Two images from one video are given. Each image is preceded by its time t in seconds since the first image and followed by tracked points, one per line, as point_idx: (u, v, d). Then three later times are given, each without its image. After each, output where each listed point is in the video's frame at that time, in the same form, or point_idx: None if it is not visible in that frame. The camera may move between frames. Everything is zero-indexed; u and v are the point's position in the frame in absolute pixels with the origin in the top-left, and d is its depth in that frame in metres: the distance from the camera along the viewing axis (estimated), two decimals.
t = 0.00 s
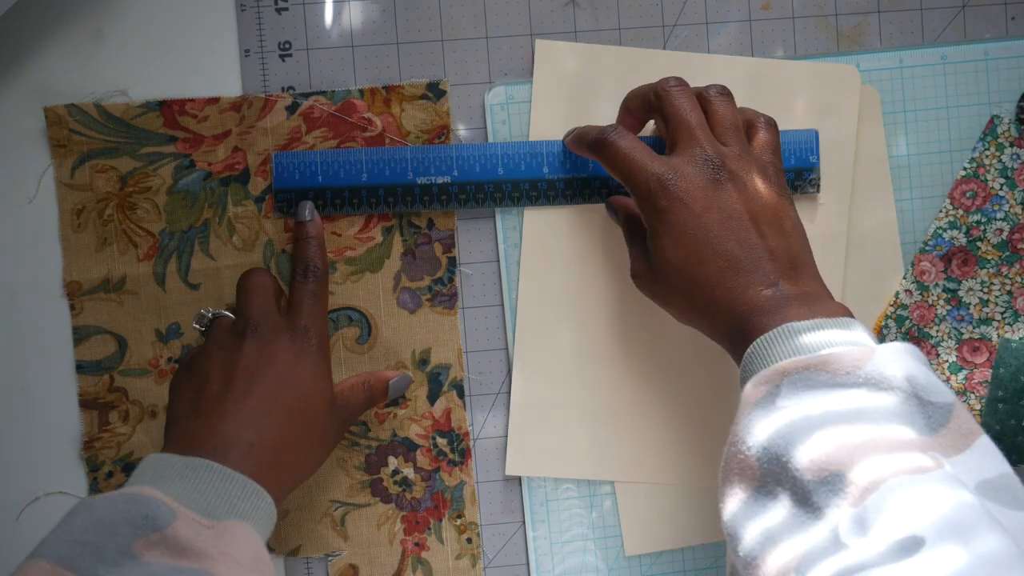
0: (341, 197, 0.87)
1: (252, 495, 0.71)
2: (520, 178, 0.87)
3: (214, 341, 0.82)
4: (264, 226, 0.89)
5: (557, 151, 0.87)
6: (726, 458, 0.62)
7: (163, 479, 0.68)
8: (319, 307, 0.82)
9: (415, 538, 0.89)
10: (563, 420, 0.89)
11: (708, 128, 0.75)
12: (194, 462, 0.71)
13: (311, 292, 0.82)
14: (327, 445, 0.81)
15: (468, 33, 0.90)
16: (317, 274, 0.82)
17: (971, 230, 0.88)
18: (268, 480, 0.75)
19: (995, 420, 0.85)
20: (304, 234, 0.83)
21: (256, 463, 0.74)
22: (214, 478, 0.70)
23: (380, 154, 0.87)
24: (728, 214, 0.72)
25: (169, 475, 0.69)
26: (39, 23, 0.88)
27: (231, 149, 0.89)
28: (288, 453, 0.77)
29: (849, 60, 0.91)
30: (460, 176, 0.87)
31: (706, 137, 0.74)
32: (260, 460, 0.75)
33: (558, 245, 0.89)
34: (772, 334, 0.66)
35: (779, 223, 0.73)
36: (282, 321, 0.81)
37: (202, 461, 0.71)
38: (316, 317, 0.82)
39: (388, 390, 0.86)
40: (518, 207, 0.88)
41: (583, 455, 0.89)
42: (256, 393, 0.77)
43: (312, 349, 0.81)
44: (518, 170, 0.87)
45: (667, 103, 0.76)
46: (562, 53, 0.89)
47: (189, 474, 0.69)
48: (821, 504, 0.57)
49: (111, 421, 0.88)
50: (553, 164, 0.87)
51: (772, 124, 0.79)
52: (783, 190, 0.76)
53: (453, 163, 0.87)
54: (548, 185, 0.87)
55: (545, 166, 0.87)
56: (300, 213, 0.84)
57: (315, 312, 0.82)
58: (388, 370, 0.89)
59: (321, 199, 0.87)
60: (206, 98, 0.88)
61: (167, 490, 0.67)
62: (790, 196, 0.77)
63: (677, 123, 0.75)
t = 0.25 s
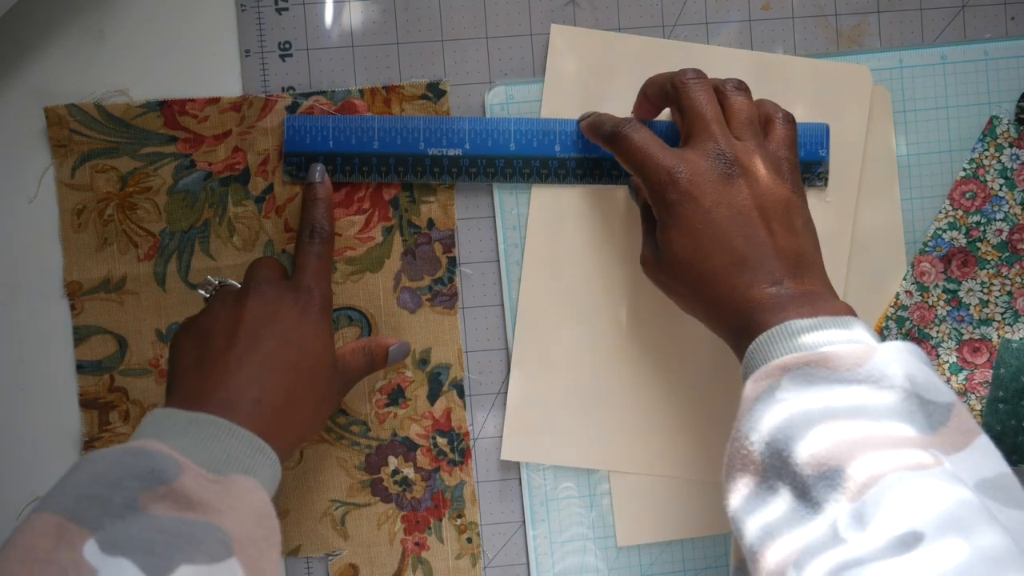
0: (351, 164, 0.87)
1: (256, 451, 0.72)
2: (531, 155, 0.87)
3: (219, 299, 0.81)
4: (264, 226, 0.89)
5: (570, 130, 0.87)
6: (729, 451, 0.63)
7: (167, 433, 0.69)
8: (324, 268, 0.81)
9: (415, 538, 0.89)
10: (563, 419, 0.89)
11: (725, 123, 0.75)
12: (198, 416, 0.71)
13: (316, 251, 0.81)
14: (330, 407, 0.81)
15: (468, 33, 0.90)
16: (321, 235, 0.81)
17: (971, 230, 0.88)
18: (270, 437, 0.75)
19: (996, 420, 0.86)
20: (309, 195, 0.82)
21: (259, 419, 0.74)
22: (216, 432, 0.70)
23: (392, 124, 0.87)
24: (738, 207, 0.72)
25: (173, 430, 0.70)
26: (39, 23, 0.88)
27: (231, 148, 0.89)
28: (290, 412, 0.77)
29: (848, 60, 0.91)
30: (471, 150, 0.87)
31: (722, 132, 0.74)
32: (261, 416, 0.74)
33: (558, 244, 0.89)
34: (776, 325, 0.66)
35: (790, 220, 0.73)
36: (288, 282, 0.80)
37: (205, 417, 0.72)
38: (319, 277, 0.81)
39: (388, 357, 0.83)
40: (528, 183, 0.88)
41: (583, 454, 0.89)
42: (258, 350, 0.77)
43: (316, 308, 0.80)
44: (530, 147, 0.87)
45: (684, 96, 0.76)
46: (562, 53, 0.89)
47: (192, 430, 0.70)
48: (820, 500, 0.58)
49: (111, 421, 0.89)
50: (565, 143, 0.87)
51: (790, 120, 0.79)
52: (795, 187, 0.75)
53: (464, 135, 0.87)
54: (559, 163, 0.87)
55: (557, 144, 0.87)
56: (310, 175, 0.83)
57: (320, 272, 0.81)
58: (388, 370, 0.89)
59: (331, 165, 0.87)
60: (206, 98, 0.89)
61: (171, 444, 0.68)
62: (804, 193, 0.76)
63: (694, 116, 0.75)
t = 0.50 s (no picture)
0: (366, 150, 0.87)
1: (274, 442, 0.73)
2: (545, 138, 0.87)
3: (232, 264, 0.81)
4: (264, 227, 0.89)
5: (583, 113, 0.87)
6: (723, 451, 0.66)
7: (189, 418, 0.70)
8: (338, 242, 0.82)
9: (415, 538, 0.89)
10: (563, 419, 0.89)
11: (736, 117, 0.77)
12: (221, 405, 0.72)
13: (332, 226, 0.81)
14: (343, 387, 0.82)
15: (468, 33, 0.90)
16: (338, 211, 0.82)
17: (971, 231, 0.88)
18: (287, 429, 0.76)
19: (996, 420, 0.86)
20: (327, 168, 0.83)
21: (276, 409, 0.75)
22: (236, 421, 0.72)
23: (407, 109, 0.87)
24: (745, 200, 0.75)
25: (194, 414, 0.71)
26: (39, 23, 0.88)
27: (231, 148, 0.89)
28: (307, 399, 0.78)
29: (848, 60, 0.91)
30: (485, 134, 0.87)
31: (733, 126, 0.77)
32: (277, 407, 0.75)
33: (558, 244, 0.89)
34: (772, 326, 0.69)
35: (793, 222, 0.76)
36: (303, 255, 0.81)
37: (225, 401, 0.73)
38: (337, 257, 0.82)
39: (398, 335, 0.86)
40: (543, 168, 0.88)
41: (584, 453, 0.89)
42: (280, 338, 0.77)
43: (335, 295, 0.81)
44: (544, 131, 0.87)
45: (698, 88, 0.78)
46: (562, 53, 0.89)
47: (212, 415, 0.71)
48: (809, 497, 0.60)
49: (111, 421, 0.89)
50: (579, 126, 0.87)
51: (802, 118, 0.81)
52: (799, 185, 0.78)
53: (478, 120, 0.87)
54: (573, 146, 0.87)
55: (572, 127, 0.87)
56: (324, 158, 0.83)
57: (335, 245, 0.82)
58: (388, 370, 0.89)
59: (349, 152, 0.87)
60: (206, 98, 0.88)
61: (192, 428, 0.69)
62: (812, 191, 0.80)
63: (706, 109, 0.77)
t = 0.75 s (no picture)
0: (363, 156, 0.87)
1: (292, 449, 0.73)
2: (548, 135, 0.87)
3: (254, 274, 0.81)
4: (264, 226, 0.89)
5: (585, 108, 0.87)
6: (709, 469, 0.66)
7: (206, 425, 0.70)
8: (360, 256, 0.83)
9: (415, 538, 0.89)
10: (563, 419, 0.89)
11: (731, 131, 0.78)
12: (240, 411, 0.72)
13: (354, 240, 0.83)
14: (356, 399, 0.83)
15: (468, 33, 0.90)
16: (326, 189, 0.81)
17: (971, 231, 0.88)
18: (303, 437, 0.77)
19: (996, 420, 0.84)
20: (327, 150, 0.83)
21: (293, 417, 0.76)
22: (253, 429, 0.72)
23: (409, 109, 0.87)
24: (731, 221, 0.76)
25: (211, 421, 0.71)
26: (38, 23, 0.88)
27: (231, 148, 0.89)
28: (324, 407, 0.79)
29: (849, 60, 0.91)
30: (487, 133, 0.87)
31: (726, 139, 0.78)
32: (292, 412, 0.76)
33: (558, 245, 0.89)
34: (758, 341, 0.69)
35: (784, 237, 0.77)
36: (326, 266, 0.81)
37: (243, 410, 0.73)
38: (356, 263, 0.83)
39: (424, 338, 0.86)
40: (546, 164, 0.88)
41: (585, 454, 0.89)
42: (299, 345, 0.78)
43: (354, 301, 0.82)
44: (546, 127, 0.87)
45: (696, 98, 0.79)
46: (562, 53, 0.89)
47: (231, 423, 0.71)
48: (795, 514, 0.60)
49: (111, 421, 0.88)
50: (580, 122, 0.87)
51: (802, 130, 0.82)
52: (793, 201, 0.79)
53: (479, 118, 0.87)
54: (575, 142, 0.87)
55: (574, 123, 0.87)
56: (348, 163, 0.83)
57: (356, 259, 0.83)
58: (388, 370, 0.89)
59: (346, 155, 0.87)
60: (206, 98, 0.88)
61: (210, 435, 0.69)
62: (808, 210, 0.80)
63: (702, 119, 0.78)
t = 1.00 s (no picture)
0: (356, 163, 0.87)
1: (305, 465, 0.74)
2: (549, 137, 0.87)
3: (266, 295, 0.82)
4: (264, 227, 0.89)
5: (586, 108, 0.87)
6: (688, 511, 0.66)
7: (220, 441, 0.72)
8: (369, 274, 0.83)
9: (415, 538, 0.89)
10: (562, 420, 0.89)
11: (710, 171, 0.81)
12: (252, 428, 0.74)
13: (362, 258, 0.83)
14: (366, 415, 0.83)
15: (468, 33, 0.90)
16: (330, 210, 0.82)
17: (971, 231, 0.88)
18: (317, 454, 0.78)
19: (996, 420, 0.85)
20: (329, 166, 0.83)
21: (306, 434, 0.77)
22: (268, 445, 0.73)
23: (410, 114, 0.87)
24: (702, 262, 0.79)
25: (226, 436, 0.73)
26: (39, 23, 0.88)
27: (231, 149, 0.89)
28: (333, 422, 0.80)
29: (849, 60, 0.91)
30: (488, 137, 0.87)
31: (705, 179, 0.81)
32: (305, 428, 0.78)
33: (558, 244, 0.89)
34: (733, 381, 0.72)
35: (759, 276, 0.80)
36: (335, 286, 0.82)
37: (257, 427, 0.75)
38: (363, 282, 0.83)
39: (436, 355, 0.86)
40: (546, 166, 0.88)
41: (585, 455, 0.89)
42: (309, 364, 0.79)
43: (363, 320, 0.83)
44: (547, 129, 0.87)
45: (677, 139, 0.82)
46: (562, 53, 0.89)
47: (246, 439, 0.73)
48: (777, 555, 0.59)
49: (111, 421, 0.88)
50: (581, 123, 0.87)
51: (784, 173, 0.84)
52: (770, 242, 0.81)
53: (481, 123, 0.87)
54: (577, 144, 0.87)
55: (574, 125, 0.87)
56: (355, 177, 0.84)
57: (366, 278, 0.83)
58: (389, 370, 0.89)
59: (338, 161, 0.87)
60: (206, 98, 0.88)
61: (227, 451, 0.70)
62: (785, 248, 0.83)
63: (682, 160, 0.81)
